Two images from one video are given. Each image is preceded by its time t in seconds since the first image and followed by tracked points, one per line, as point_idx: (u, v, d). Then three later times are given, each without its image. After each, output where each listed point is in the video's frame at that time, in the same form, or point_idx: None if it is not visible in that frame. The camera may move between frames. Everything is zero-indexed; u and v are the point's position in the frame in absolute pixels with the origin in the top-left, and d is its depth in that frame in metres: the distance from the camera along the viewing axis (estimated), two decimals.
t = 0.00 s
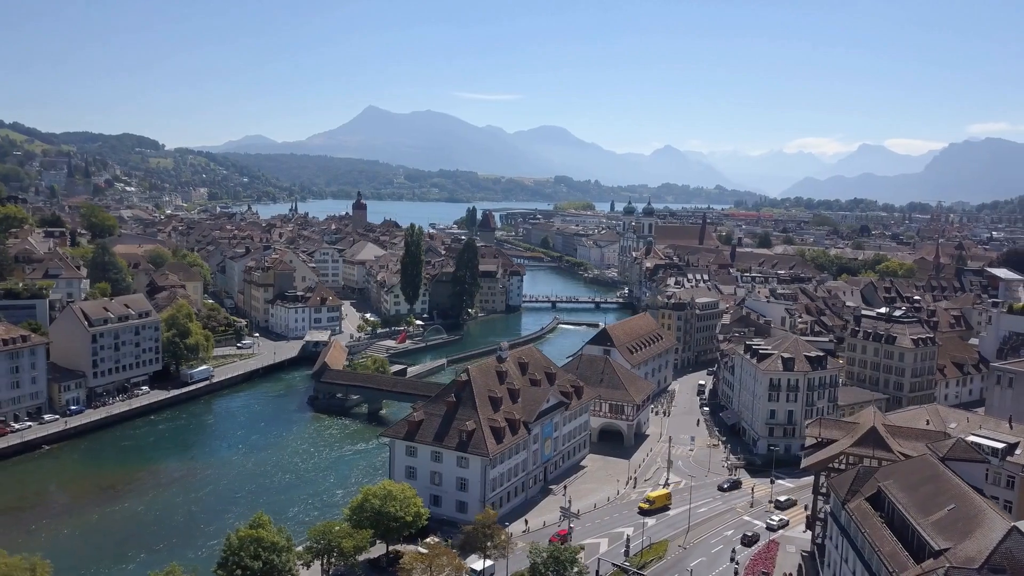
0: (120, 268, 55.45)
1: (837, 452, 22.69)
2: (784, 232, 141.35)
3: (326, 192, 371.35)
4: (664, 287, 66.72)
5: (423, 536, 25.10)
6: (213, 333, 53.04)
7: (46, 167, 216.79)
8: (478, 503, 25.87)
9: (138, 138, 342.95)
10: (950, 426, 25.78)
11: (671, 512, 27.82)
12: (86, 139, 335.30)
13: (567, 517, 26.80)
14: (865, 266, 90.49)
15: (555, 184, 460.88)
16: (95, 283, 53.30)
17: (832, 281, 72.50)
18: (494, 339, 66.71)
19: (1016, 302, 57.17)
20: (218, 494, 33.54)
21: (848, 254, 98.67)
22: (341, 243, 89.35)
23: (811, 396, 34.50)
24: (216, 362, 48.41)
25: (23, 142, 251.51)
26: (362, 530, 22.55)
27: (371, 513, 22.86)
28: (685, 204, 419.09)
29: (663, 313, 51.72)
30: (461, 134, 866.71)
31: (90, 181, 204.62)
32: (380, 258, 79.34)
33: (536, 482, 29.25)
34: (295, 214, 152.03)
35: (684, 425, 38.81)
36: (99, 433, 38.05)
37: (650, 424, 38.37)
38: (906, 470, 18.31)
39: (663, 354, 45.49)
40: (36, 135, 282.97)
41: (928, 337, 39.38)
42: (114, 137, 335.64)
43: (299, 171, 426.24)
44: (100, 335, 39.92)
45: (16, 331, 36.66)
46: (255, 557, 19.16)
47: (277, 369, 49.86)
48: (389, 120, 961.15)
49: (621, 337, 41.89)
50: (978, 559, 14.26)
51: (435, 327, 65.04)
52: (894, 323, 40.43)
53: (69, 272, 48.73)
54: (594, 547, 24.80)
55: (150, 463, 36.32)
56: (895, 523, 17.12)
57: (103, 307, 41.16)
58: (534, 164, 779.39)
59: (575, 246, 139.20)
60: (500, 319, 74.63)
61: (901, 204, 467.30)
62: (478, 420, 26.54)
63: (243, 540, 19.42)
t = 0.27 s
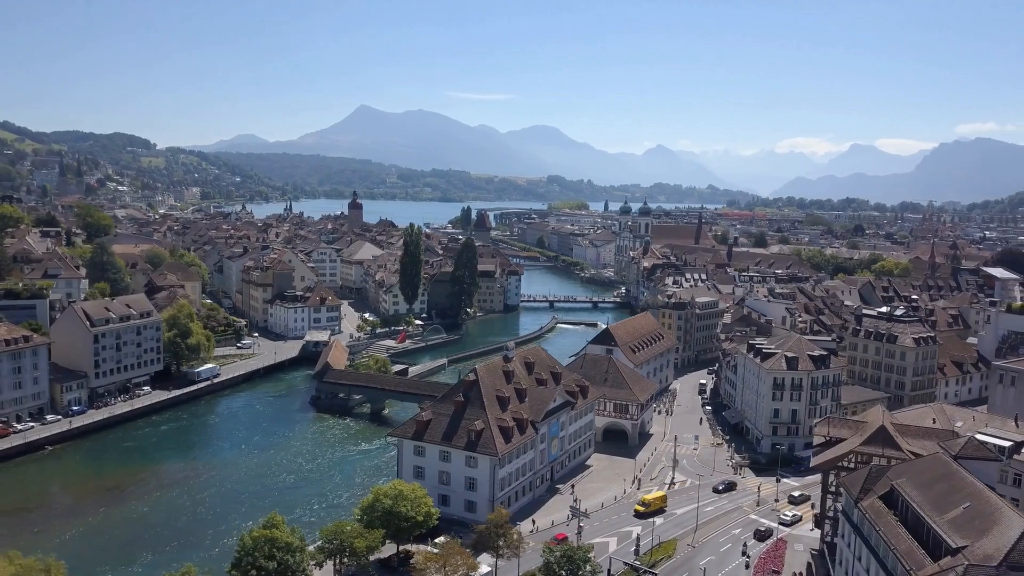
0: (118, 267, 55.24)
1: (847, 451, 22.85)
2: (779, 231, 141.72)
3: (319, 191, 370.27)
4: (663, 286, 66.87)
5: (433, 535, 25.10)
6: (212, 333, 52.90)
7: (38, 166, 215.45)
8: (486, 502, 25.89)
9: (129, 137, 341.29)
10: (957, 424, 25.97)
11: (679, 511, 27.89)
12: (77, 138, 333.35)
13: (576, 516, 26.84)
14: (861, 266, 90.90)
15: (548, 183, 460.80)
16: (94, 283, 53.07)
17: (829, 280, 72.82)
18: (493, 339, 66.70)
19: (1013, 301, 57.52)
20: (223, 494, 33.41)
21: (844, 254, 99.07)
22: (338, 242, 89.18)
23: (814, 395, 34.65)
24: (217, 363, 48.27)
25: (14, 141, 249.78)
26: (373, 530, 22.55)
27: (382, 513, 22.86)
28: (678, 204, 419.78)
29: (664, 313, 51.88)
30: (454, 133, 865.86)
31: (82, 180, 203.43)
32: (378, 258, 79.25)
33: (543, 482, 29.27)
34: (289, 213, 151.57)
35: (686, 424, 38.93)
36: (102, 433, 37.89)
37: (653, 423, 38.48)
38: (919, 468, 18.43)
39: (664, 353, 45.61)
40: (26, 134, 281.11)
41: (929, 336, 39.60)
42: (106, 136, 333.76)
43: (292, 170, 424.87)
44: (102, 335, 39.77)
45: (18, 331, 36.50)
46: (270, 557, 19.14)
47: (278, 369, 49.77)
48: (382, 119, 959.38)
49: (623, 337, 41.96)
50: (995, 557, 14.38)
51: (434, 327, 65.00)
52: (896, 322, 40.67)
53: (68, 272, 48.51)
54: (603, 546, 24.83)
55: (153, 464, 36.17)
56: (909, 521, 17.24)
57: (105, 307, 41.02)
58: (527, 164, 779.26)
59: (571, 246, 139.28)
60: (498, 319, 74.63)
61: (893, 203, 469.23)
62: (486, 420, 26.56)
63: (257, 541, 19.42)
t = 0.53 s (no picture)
0: (117, 267, 55.03)
1: (855, 449, 22.95)
2: (775, 231, 141.97)
3: (313, 191, 369.32)
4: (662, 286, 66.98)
5: (441, 535, 25.10)
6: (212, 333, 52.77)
7: (30, 166, 214.24)
8: (495, 502, 25.90)
9: (122, 136, 339.76)
10: (963, 423, 26.12)
11: (685, 510, 27.93)
12: (69, 137, 331.70)
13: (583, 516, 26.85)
14: (857, 265, 91.21)
15: (543, 183, 460.62)
16: (93, 283, 52.86)
17: (827, 280, 73.06)
18: (492, 338, 66.67)
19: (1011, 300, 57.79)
20: (227, 494, 33.29)
21: (840, 253, 99.40)
22: (336, 242, 89.00)
23: (818, 394, 34.77)
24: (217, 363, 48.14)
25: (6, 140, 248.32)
26: (383, 530, 22.54)
27: (392, 513, 22.87)
28: (672, 203, 420.20)
29: (665, 312, 52.02)
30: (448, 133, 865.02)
31: (75, 179, 202.41)
32: (376, 257, 79.15)
33: (549, 481, 29.32)
34: (284, 213, 151.10)
35: (689, 423, 39.01)
36: (104, 434, 37.76)
37: (656, 422, 38.56)
38: (930, 467, 18.53)
39: (666, 352, 45.67)
40: (18, 134, 279.59)
41: (930, 335, 39.79)
42: (99, 136, 332.14)
43: (285, 170, 423.65)
44: (104, 335, 39.63)
45: (20, 332, 36.35)
46: (282, 557, 19.15)
47: (279, 369, 49.67)
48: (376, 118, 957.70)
49: (626, 337, 42.01)
50: (1011, 555, 14.46)
51: (433, 326, 64.97)
52: (897, 322, 40.86)
53: (68, 272, 48.29)
54: (611, 545, 24.85)
55: (156, 464, 36.00)
56: (921, 519, 17.33)
57: (107, 307, 40.88)
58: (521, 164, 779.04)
59: (568, 245, 139.26)
60: (497, 319, 74.60)
61: (886, 203, 470.80)
62: (494, 420, 26.58)
63: (269, 541, 19.42)
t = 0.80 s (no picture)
0: (117, 268, 54.82)
1: (865, 448, 23.07)
2: (770, 231, 142.32)
3: (307, 190, 368.40)
4: (661, 286, 67.10)
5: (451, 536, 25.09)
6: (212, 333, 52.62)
7: (21, 165, 213.01)
8: (504, 502, 25.91)
9: (114, 135, 338.20)
10: (969, 422, 26.29)
11: (693, 509, 27.97)
12: (61, 136, 329.99)
13: (592, 515, 26.88)
14: (854, 265, 91.55)
15: (536, 182, 460.64)
16: (93, 283, 52.64)
17: (825, 279, 73.31)
18: (491, 338, 66.63)
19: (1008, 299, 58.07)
20: (233, 495, 33.18)
21: (836, 253, 99.76)
22: (333, 242, 88.85)
23: (822, 393, 34.89)
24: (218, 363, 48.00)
25: None
26: (395, 530, 22.54)
27: (404, 513, 22.87)
28: (666, 203, 420.77)
29: (666, 312, 52.18)
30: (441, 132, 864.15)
31: (68, 178, 201.39)
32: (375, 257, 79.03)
33: (557, 480, 29.35)
34: (279, 213, 150.72)
35: (693, 422, 39.10)
36: (107, 435, 37.60)
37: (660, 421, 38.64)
38: (943, 466, 18.63)
39: (668, 352, 45.75)
40: (10, 133, 278.06)
41: (932, 334, 39.96)
42: (91, 135, 330.52)
43: (278, 169, 422.44)
44: (106, 336, 39.47)
45: (23, 332, 36.15)
46: (297, 557, 19.16)
47: (280, 369, 49.56)
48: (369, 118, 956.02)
49: (628, 336, 42.05)
50: None
51: (433, 326, 64.95)
52: (899, 321, 41.03)
53: (67, 272, 48.03)
54: (621, 544, 24.86)
55: (161, 465, 35.86)
56: (936, 517, 17.41)
57: (108, 308, 40.71)
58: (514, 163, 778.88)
59: (564, 245, 139.32)
60: (496, 318, 74.58)
61: (879, 202, 472.64)
62: (503, 419, 26.58)
63: (284, 541, 19.42)
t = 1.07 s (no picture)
0: (117, 268, 54.63)
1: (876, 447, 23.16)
2: (766, 230, 142.62)
3: (300, 190, 367.49)
4: (660, 286, 67.25)
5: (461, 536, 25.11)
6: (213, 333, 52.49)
7: (14, 164, 211.84)
8: (514, 502, 25.93)
9: (107, 135, 336.80)
10: (977, 420, 26.42)
11: (701, 508, 28.04)
12: (53, 135, 328.59)
13: (601, 514, 26.93)
14: (851, 264, 91.93)
15: (530, 182, 460.58)
16: (92, 283, 52.44)
17: (824, 279, 73.59)
18: (491, 338, 66.62)
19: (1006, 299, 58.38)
20: (239, 495, 33.07)
21: (833, 252, 100.09)
22: (331, 242, 88.71)
23: (826, 393, 35.02)
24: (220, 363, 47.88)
25: None
26: (408, 530, 22.51)
27: (415, 513, 22.87)
28: (660, 203, 421.12)
29: (667, 312, 52.40)
30: (434, 132, 863.28)
31: (61, 178, 200.50)
32: (373, 257, 78.94)
33: (565, 480, 29.38)
34: (275, 212, 150.38)
35: (697, 422, 39.18)
36: (111, 436, 37.49)
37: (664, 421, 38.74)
38: (957, 464, 18.71)
39: (670, 351, 45.83)
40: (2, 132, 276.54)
41: (934, 333, 40.16)
42: (83, 134, 329.14)
43: (272, 169, 421.28)
44: (109, 336, 39.34)
45: (26, 333, 36.04)
46: (312, 558, 19.16)
47: (282, 369, 49.48)
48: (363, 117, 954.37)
49: (632, 336, 42.11)
50: None
51: (433, 326, 64.91)
52: (901, 321, 41.23)
53: (68, 272, 47.80)
54: (632, 544, 24.90)
55: (166, 466, 35.73)
56: (951, 516, 17.48)
57: (111, 308, 40.57)
58: (508, 163, 778.52)
59: (560, 245, 139.45)
60: (495, 318, 74.58)
61: (872, 202, 474.38)
62: (512, 419, 26.59)
63: (299, 542, 19.46)
